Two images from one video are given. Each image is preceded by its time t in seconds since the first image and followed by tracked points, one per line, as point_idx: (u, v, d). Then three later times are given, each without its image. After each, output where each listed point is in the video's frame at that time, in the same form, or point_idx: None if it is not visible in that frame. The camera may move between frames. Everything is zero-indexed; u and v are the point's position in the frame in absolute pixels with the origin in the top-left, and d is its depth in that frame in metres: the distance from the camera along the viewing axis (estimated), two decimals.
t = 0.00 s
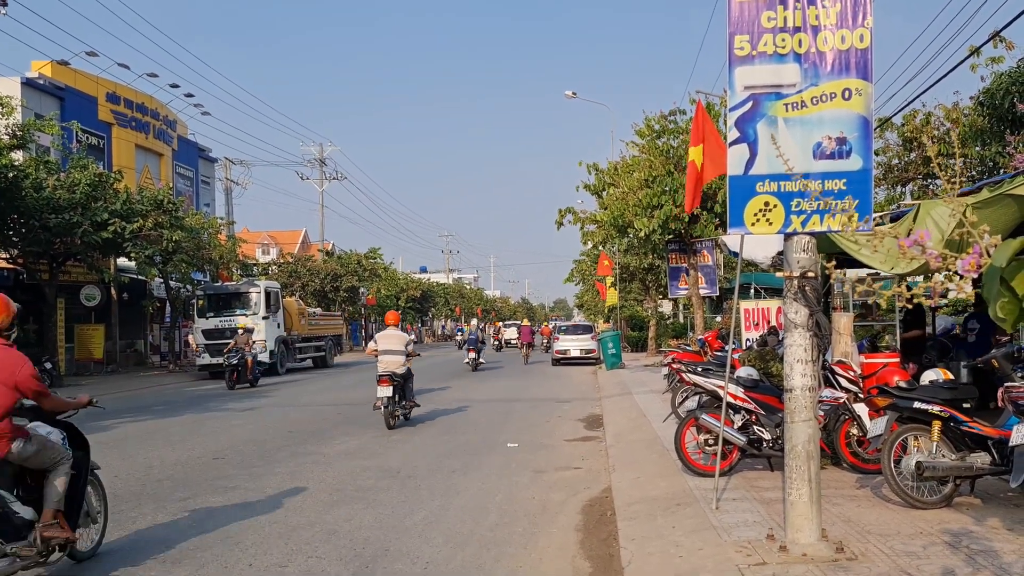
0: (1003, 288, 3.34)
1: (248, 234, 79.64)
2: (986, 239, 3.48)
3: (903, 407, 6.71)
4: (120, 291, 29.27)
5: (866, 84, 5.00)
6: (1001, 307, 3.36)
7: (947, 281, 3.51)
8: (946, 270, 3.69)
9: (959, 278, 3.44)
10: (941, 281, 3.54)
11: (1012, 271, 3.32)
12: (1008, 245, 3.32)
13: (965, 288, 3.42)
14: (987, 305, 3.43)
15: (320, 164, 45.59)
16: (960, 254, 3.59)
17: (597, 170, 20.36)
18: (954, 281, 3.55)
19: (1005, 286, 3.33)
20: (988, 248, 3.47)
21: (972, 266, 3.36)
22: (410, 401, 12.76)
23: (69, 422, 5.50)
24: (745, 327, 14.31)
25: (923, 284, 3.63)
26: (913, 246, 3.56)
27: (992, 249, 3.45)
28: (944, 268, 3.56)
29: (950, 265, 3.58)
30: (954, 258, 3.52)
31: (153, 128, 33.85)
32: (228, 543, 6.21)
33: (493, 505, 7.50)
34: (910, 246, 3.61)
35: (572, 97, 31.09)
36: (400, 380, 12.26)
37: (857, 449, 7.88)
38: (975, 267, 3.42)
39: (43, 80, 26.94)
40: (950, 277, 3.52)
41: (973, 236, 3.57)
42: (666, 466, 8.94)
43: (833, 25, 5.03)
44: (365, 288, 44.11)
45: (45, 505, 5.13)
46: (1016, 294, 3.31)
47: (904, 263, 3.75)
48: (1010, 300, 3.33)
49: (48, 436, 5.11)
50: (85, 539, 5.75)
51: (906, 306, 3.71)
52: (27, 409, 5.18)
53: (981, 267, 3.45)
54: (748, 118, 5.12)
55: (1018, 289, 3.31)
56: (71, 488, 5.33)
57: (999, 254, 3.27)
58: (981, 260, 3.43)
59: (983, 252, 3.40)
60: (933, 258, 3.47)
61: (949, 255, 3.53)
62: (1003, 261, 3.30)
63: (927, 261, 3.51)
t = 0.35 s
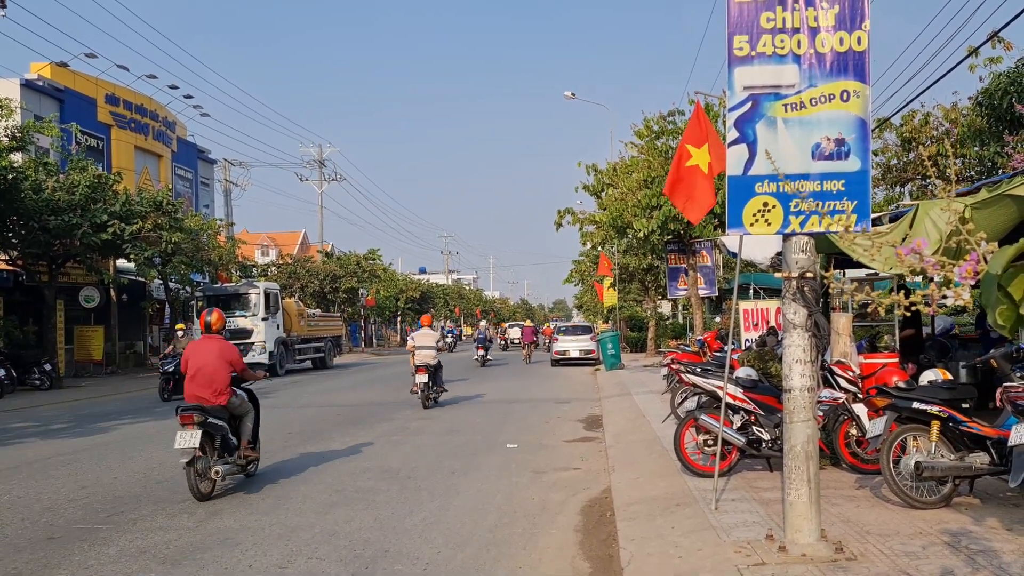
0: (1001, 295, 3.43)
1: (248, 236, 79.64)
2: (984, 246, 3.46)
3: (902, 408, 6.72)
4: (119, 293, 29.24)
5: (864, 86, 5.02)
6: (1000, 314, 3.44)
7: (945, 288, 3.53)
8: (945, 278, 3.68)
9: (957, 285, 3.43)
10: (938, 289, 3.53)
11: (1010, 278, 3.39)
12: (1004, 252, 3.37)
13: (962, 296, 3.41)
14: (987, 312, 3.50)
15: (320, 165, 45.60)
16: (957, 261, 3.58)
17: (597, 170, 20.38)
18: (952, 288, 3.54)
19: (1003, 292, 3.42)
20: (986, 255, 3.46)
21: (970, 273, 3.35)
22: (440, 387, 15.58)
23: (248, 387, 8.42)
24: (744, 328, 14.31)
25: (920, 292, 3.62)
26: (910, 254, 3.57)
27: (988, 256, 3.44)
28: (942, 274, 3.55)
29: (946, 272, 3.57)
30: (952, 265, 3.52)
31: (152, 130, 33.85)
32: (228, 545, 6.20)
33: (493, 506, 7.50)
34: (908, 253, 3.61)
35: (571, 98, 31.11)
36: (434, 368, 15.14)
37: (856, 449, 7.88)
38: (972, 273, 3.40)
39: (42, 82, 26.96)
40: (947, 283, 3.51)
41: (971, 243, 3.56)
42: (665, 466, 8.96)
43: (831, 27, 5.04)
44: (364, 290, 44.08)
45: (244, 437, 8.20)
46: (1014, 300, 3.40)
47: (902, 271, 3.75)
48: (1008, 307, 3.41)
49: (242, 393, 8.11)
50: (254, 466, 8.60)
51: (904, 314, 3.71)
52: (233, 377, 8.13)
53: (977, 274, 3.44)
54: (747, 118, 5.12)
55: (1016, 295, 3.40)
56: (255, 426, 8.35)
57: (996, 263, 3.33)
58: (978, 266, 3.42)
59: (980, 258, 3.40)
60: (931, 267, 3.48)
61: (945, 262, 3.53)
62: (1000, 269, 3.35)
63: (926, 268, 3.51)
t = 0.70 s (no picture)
0: (995, 288, 3.50)
1: (247, 236, 79.63)
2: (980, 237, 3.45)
3: (901, 408, 6.72)
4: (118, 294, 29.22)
5: (862, 86, 5.02)
6: (994, 306, 3.53)
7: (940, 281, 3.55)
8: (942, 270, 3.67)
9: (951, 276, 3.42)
10: (933, 280, 3.53)
11: (1003, 271, 3.47)
12: (999, 245, 3.40)
13: (956, 287, 3.40)
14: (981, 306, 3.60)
15: (319, 165, 45.60)
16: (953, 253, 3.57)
17: (596, 171, 20.38)
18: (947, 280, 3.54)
19: (998, 286, 3.50)
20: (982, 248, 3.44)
21: (964, 265, 3.33)
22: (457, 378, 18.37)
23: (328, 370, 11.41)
24: (743, 328, 14.32)
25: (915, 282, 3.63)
26: (905, 244, 3.57)
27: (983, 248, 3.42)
28: (936, 266, 3.55)
29: (942, 264, 3.57)
30: (947, 257, 3.52)
31: (151, 130, 33.84)
32: (227, 545, 6.20)
33: (492, 506, 7.50)
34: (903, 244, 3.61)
35: (570, 99, 31.31)
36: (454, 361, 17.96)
37: (855, 449, 7.88)
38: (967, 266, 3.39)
39: (42, 83, 26.95)
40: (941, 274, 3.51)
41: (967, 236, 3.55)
42: (664, 466, 8.96)
43: (829, 28, 5.05)
44: (363, 290, 44.05)
45: (327, 406, 11.22)
46: (1008, 293, 3.48)
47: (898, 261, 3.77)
48: (1003, 300, 3.50)
49: (327, 373, 11.16)
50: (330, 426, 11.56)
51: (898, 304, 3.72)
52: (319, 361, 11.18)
53: (972, 267, 3.42)
54: (746, 119, 5.13)
55: (1009, 288, 3.48)
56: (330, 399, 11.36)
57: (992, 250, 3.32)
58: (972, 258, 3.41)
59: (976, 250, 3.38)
60: (926, 257, 3.48)
61: (940, 253, 3.53)
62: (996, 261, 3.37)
63: (920, 259, 3.52)
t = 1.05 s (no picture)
0: (991, 292, 3.50)
1: (246, 237, 79.66)
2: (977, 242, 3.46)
3: (900, 408, 6.73)
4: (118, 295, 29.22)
5: (860, 87, 5.03)
6: (991, 310, 3.53)
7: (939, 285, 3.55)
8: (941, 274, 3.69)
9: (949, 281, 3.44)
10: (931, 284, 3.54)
11: (1001, 275, 3.46)
12: (995, 249, 3.39)
13: (955, 292, 3.42)
14: (978, 309, 3.58)
15: (317, 166, 45.61)
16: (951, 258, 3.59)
17: (595, 172, 20.39)
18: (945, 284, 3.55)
19: (994, 290, 3.49)
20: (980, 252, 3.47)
21: (962, 269, 3.35)
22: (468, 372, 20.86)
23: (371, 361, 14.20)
24: (742, 329, 14.33)
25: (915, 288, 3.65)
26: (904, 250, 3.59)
27: (981, 252, 3.44)
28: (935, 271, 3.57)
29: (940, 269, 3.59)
30: (944, 263, 3.53)
31: (150, 131, 33.85)
32: (227, 546, 6.20)
33: (491, 507, 7.50)
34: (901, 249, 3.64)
35: (568, 99, 31.42)
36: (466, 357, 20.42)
37: (854, 449, 7.89)
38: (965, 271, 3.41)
39: (41, 84, 26.97)
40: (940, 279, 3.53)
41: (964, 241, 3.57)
42: (664, 467, 8.97)
43: (828, 29, 5.05)
44: (362, 291, 44.04)
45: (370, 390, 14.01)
46: (1006, 297, 3.47)
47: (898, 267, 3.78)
48: (1000, 304, 3.49)
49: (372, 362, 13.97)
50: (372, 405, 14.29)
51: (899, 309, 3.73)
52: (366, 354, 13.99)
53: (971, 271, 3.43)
54: (745, 119, 5.13)
55: (1006, 291, 3.47)
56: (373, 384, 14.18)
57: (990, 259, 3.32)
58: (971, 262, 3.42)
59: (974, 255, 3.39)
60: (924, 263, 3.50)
61: (938, 259, 3.54)
62: (992, 265, 3.37)
63: (919, 265, 3.54)
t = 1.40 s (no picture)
0: (994, 295, 3.49)
1: (245, 238, 79.67)
2: (977, 245, 3.46)
3: (900, 408, 6.74)
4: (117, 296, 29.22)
5: (860, 87, 5.03)
6: (994, 313, 3.52)
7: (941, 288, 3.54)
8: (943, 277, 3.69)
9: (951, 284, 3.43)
10: (932, 287, 3.54)
11: (1002, 278, 3.46)
12: (996, 253, 3.38)
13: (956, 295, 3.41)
14: (981, 312, 3.58)
15: (317, 167, 45.62)
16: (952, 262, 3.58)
17: (594, 172, 20.40)
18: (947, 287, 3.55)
19: (996, 292, 3.48)
20: (981, 255, 3.46)
21: (962, 273, 3.33)
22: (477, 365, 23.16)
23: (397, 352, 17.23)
24: (742, 329, 14.35)
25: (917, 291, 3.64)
26: (905, 254, 3.58)
27: (982, 255, 3.44)
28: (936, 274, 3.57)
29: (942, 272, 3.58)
30: (946, 265, 3.52)
31: (150, 132, 33.87)
32: (226, 547, 6.20)
33: (491, 507, 7.51)
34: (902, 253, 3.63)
35: (567, 100, 31.40)
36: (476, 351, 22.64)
37: (854, 449, 7.89)
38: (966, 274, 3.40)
39: (41, 85, 27.00)
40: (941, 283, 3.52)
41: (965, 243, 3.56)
42: (664, 466, 8.97)
43: (828, 28, 5.05)
44: (362, 291, 44.03)
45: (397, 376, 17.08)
46: (1008, 300, 3.46)
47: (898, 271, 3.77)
48: (1002, 307, 3.48)
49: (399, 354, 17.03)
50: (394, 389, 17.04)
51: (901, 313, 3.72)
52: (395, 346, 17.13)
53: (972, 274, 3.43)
54: (745, 119, 5.14)
55: (1008, 294, 3.47)
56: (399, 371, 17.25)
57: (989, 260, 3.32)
58: (971, 265, 3.42)
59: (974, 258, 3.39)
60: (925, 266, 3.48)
61: (939, 261, 3.54)
62: (993, 269, 3.36)
63: (920, 268, 3.53)
